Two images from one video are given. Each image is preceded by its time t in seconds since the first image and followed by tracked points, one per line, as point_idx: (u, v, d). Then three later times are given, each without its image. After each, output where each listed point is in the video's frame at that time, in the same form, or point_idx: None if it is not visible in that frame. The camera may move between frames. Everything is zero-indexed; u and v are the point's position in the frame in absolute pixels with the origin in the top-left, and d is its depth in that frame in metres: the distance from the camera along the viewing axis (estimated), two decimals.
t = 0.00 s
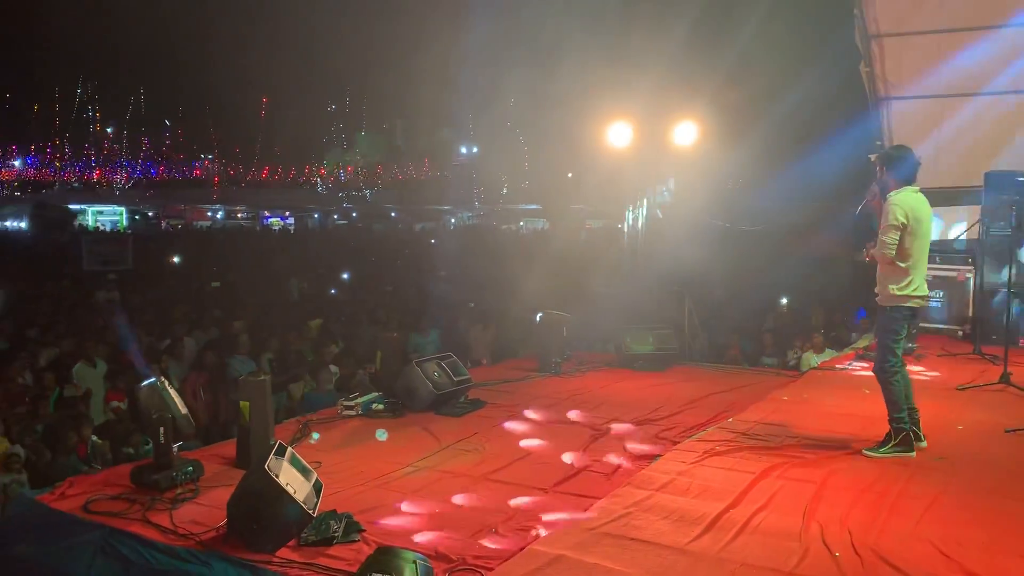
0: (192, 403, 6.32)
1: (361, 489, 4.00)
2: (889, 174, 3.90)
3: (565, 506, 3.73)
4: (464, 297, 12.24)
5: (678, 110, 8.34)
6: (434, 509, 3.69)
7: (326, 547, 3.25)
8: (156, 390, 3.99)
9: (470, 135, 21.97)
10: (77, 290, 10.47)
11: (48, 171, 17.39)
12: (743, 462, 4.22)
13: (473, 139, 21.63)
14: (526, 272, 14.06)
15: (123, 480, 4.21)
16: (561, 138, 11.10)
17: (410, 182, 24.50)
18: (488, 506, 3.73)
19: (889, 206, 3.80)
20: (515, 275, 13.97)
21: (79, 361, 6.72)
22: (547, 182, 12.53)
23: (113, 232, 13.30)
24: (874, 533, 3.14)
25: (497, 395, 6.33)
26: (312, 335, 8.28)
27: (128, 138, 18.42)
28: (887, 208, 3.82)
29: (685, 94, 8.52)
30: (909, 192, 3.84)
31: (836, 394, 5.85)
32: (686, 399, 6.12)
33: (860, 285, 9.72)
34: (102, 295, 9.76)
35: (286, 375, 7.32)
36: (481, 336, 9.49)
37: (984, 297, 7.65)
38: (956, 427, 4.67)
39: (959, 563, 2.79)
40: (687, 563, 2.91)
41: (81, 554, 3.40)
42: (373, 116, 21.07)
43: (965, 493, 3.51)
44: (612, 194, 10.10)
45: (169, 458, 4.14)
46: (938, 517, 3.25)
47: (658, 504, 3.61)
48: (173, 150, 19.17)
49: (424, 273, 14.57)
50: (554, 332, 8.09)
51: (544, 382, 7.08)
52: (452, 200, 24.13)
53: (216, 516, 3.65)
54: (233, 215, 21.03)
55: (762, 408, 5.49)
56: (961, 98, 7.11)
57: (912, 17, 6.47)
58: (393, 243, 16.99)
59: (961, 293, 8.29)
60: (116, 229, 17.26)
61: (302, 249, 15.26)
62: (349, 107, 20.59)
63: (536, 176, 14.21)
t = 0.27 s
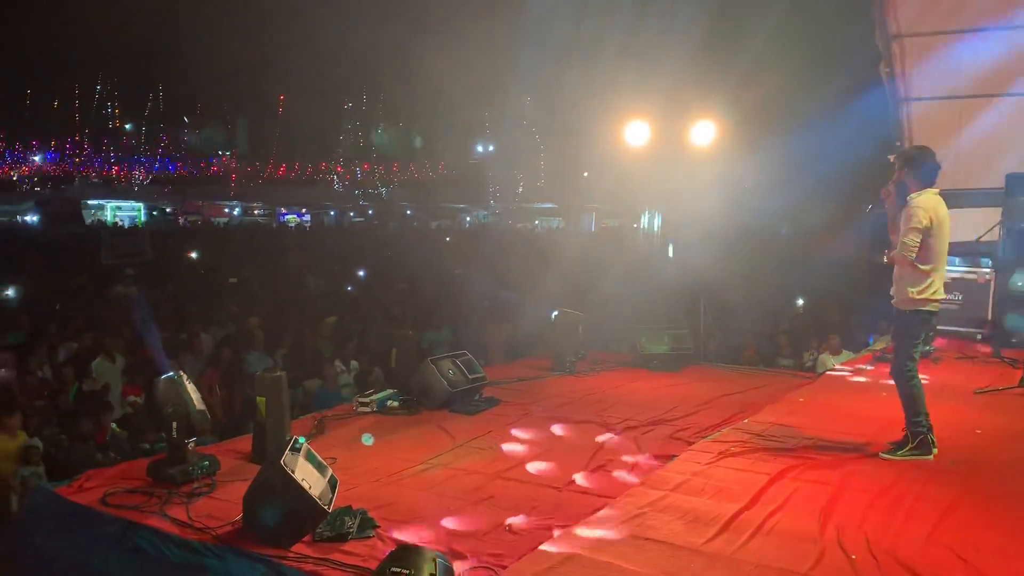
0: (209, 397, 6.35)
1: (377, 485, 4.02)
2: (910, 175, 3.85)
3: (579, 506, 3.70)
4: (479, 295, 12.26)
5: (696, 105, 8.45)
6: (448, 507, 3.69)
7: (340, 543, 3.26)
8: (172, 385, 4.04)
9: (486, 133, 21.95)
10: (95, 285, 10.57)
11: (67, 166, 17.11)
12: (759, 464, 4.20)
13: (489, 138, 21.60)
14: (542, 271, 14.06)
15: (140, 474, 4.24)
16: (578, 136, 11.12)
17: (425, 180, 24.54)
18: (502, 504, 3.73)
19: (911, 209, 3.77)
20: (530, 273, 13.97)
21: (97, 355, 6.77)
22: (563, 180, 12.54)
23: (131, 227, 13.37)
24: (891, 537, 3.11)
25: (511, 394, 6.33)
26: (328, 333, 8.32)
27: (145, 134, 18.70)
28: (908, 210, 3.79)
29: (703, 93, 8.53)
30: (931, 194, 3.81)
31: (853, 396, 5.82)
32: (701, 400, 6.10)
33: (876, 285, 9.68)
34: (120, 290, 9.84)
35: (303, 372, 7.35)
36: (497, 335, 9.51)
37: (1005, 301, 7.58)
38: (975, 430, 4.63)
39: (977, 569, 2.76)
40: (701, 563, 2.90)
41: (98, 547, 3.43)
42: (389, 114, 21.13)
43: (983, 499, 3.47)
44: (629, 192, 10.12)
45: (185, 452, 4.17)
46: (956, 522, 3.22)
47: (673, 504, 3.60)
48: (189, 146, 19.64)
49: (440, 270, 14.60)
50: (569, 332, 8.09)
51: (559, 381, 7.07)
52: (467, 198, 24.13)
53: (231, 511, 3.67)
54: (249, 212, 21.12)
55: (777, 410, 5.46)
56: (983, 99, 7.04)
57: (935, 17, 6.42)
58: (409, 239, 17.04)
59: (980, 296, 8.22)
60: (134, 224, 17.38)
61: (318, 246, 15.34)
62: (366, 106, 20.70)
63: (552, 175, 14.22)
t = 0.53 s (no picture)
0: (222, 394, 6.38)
1: (388, 484, 4.03)
2: (928, 177, 3.82)
3: (591, 507, 3.69)
4: (490, 294, 12.28)
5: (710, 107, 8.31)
6: (459, 506, 3.70)
7: (352, 541, 3.27)
8: (191, 380, 4.11)
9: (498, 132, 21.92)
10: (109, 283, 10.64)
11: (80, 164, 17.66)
12: (772, 466, 4.18)
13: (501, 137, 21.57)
14: (553, 271, 14.05)
15: (152, 470, 4.26)
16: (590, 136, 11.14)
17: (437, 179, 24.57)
18: (513, 503, 3.73)
19: (926, 210, 3.74)
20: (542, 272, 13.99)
21: (111, 352, 6.82)
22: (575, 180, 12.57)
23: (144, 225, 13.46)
24: (904, 540, 3.09)
25: (523, 394, 6.32)
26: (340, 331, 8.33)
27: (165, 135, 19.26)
28: (923, 211, 3.77)
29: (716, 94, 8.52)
30: (948, 195, 3.78)
31: (866, 399, 5.78)
32: (713, 401, 6.08)
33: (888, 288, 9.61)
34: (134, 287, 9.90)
35: (314, 370, 7.37)
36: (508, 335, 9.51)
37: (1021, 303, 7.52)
38: (990, 434, 4.59)
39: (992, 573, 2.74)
40: (713, 565, 2.89)
41: (110, 541, 3.44)
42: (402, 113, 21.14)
43: (998, 502, 3.45)
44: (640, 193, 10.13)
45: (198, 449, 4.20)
46: (971, 526, 3.20)
47: (684, 505, 3.59)
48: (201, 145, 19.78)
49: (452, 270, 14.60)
50: (581, 332, 8.07)
51: (571, 381, 7.06)
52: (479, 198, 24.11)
53: (243, 508, 3.68)
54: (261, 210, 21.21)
55: (790, 411, 5.44)
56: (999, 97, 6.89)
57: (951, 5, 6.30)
58: (421, 238, 17.05)
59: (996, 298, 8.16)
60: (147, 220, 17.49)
61: (330, 245, 15.37)
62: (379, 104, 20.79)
63: (564, 174, 14.24)
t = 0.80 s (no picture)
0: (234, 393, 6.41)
1: (400, 483, 4.03)
2: (945, 179, 3.80)
3: (602, 508, 3.68)
4: (504, 294, 12.31)
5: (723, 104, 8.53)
6: (470, 506, 3.70)
7: (363, 540, 3.27)
8: (205, 375, 4.19)
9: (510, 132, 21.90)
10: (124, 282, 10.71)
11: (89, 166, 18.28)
12: (784, 468, 4.16)
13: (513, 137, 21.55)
14: (566, 272, 14.05)
15: (165, 469, 4.27)
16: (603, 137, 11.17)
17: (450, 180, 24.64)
18: (524, 504, 3.73)
19: (942, 211, 3.73)
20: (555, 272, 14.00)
21: (125, 352, 6.87)
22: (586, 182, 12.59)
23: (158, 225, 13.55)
24: (918, 544, 3.07)
25: (534, 394, 6.31)
26: (351, 330, 8.35)
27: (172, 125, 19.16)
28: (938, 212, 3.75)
29: (730, 94, 8.52)
30: (965, 196, 3.76)
31: (879, 401, 5.75)
32: (725, 403, 6.06)
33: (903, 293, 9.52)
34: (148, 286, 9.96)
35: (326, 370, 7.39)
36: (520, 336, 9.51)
37: None
38: (1005, 438, 4.56)
39: None
40: (725, 567, 2.88)
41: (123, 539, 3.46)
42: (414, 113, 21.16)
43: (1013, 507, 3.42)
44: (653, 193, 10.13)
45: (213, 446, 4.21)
46: (985, 530, 3.17)
47: (696, 507, 3.57)
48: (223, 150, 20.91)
49: (464, 270, 14.61)
50: (593, 333, 8.07)
51: (582, 381, 7.05)
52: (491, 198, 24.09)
53: (254, 506, 3.69)
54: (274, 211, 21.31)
55: (803, 414, 5.42)
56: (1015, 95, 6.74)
57: None
58: (433, 238, 17.07)
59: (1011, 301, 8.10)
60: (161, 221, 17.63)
61: (343, 245, 15.42)
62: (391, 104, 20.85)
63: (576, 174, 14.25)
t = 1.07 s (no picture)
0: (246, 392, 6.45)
1: (412, 483, 4.03)
2: (960, 177, 3.77)
3: (614, 509, 3.66)
4: (515, 294, 12.34)
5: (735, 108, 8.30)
6: (482, 506, 3.69)
7: (375, 540, 3.27)
8: (218, 374, 4.26)
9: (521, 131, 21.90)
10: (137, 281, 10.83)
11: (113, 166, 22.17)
12: (797, 468, 4.15)
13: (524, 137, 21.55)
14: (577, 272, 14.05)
15: (178, 467, 4.28)
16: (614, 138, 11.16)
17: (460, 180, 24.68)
18: (536, 504, 3.72)
19: (954, 209, 3.70)
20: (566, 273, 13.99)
21: (138, 351, 6.92)
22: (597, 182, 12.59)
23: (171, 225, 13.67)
24: (932, 546, 3.05)
25: (546, 394, 6.31)
26: (362, 330, 8.38)
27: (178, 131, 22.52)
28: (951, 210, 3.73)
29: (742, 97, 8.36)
30: (979, 193, 3.73)
31: (893, 402, 5.71)
32: (737, 403, 6.04)
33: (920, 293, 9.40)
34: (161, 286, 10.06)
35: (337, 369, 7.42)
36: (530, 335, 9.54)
37: None
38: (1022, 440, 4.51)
39: None
40: (737, 569, 2.86)
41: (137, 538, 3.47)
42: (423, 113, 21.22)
43: None
44: (664, 195, 10.10)
45: (225, 445, 4.22)
46: (1001, 533, 3.15)
47: (708, 508, 3.56)
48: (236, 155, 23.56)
49: (475, 269, 14.64)
50: (602, 332, 8.07)
51: (593, 381, 7.04)
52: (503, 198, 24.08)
53: (267, 505, 3.70)
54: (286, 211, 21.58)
55: (816, 414, 5.39)
56: None
57: None
58: (445, 238, 17.12)
59: None
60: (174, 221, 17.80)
61: (354, 245, 15.51)
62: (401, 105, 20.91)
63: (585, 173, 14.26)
